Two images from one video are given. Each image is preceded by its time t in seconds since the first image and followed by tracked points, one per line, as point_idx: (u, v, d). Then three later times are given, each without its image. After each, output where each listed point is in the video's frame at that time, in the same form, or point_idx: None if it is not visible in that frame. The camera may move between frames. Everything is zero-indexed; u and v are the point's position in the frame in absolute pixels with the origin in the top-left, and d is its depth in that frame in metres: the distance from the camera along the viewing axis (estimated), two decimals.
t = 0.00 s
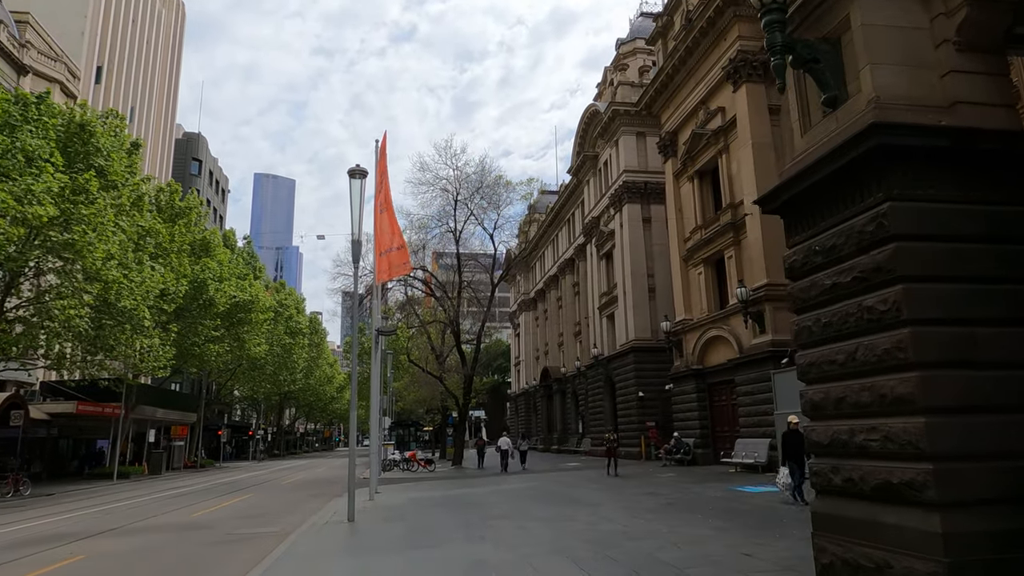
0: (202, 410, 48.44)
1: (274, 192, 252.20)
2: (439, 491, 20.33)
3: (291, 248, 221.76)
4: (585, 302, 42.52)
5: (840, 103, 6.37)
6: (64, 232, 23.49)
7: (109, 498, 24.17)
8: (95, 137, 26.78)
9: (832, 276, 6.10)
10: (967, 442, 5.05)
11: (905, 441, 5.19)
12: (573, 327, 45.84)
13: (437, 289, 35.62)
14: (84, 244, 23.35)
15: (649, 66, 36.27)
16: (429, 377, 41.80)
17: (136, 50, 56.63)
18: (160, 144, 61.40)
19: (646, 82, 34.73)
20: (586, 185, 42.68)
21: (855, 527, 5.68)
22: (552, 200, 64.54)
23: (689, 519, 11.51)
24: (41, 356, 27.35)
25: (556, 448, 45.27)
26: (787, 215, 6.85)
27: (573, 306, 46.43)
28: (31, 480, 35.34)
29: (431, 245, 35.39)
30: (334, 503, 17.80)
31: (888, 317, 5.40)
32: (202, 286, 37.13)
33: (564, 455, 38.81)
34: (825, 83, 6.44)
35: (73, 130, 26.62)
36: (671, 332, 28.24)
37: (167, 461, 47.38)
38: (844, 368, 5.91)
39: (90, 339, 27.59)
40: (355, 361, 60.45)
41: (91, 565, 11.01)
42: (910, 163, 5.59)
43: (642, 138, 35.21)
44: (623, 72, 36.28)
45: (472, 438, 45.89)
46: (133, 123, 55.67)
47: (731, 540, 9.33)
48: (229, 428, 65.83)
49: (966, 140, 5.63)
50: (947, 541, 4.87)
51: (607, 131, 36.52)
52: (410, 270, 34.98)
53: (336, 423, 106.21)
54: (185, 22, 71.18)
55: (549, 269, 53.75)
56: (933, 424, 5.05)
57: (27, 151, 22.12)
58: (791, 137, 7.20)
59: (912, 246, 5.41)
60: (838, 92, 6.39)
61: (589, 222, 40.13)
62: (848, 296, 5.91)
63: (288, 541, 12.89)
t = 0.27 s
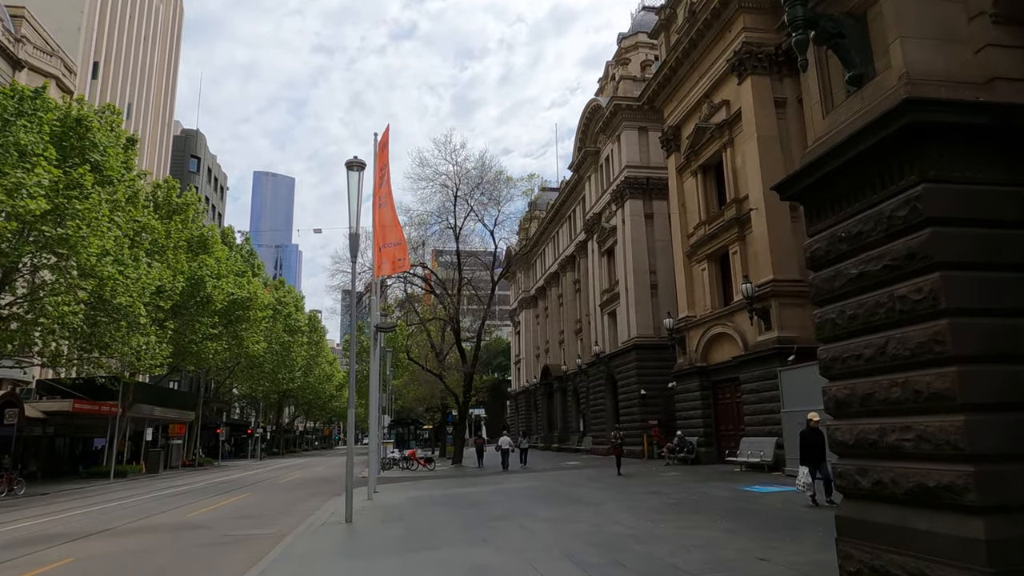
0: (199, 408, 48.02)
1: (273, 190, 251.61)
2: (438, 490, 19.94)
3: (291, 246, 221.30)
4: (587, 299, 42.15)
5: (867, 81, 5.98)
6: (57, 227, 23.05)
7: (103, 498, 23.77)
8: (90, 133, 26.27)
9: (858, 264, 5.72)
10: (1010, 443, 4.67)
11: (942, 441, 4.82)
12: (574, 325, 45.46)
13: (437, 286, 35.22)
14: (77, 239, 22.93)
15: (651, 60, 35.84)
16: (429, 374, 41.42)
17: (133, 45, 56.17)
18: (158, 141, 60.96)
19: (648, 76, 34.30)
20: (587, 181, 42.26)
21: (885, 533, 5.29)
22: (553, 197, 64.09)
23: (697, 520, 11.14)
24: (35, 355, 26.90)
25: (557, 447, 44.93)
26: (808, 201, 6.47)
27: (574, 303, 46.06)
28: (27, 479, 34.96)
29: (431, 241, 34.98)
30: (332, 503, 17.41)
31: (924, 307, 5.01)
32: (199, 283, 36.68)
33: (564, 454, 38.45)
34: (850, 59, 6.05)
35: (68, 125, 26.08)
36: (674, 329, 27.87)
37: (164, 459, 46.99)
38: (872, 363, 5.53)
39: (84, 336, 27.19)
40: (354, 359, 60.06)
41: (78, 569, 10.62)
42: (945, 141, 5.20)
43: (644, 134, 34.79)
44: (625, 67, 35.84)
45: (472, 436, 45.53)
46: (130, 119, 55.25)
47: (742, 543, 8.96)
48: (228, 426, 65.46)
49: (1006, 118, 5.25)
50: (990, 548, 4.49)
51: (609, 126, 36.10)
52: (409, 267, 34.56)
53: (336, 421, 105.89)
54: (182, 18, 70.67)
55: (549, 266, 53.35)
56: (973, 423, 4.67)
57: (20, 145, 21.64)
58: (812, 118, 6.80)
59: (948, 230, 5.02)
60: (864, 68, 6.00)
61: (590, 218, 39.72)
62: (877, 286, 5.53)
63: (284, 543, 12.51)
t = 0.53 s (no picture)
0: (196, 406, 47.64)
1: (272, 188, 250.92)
2: (437, 490, 19.58)
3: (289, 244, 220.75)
4: (587, 296, 41.80)
5: (890, 57, 5.63)
6: (49, 222, 22.65)
7: (97, 497, 23.42)
8: (85, 128, 25.86)
9: (882, 251, 5.37)
10: None
11: (976, 439, 4.47)
12: (574, 323, 45.11)
13: (435, 283, 34.85)
14: (70, 235, 22.54)
15: (651, 55, 35.47)
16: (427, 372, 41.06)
17: (129, 41, 55.70)
18: (155, 137, 60.53)
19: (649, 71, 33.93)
20: (587, 178, 41.89)
21: (911, 538, 4.95)
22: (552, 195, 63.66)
23: (702, 521, 10.80)
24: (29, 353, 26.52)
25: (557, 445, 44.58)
26: (826, 186, 6.12)
27: (574, 301, 45.72)
28: (22, 478, 34.60)
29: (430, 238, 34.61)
30: (328, 503, 17.05)
31: (956, 295, 4.66)
32: (196, 280, 36.30)
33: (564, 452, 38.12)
34: (873, 34, 5.69)
35: (63, 119, 25.66)
36: (675, 326, 27.53)
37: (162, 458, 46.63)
38: (897, 356, 5.18)
39: (78, 333, 26.80)
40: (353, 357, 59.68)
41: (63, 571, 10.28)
42: (977, 118, 4.85)
43: (645, 129, 34.42)
44: (626, 62, 35.45)
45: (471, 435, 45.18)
46: (127, 116, 54.81)
47: (751, 546, 8.62)
48: (226, 425, 65.07)
49: None
50: None
51: (609, 121, 35.72)
52: (408, 264, 34.18)
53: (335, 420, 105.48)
54: (179, 14, 70.17)
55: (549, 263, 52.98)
56: (1010, 420, 4.32)
57: (11, 138, 21.28)
58: (830, 99, 6.45)
59: (982, 212, 4.67)
60: (887, 43, 5.64)
61: (590, 215, 39.35)
62: (903, 273, 5.19)
63: (277, 544, 12.16)
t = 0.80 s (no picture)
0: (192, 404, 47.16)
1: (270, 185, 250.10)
2: (433, 490, 19.16)
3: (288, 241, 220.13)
4: (586, 293, 41.42)
5: (916, 27, 5.24)
6: (38, 216, 22.18)
7: (89, 496, 23.01)
8: (76, 121, 25.40)
9: (908, 235, 4.99)
10: None
11: (1014, 437, 4.09)
12: (573, 319, 44.73)
13: (433, 279, 34.42)
14: (59, 229, 22.07)
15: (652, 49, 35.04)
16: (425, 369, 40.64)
17: (124, 36, 55.12)
18: (151, 133, 59.99)
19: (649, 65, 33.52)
20: (586, 173, 41.48)
21: (940, 545, 4.57)
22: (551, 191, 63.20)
23: (707, 522, 10.43)
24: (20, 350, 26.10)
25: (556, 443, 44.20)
26: (845, 168, 5.75)
27: (573, 298, 45.34)
28: (14, 476, 34.16)
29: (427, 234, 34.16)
30: (322, 502, 16.66)
31: (992, 280, 4.29)
32: (191, 277, 35.87)
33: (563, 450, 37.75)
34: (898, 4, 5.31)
35: (54, 112, 25.20)
36: (675, 322, 27.19)
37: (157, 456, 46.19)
38: (924, 347, 4.81)
39: (70, 330, 26.35)
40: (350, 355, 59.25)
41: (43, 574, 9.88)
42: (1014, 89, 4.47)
43: (645, 124, 34.01)
44: (626, 55, 35.03)
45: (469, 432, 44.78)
46: (121, 111, 54.25)
47: (758, 548, 8.25)
48: (222, 422, 64.64)
49: None
50: None
51: (609, 116, 35.30)
52: (405, 259, 33.74)
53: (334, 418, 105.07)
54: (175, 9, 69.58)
55: (548, 260, 52.60)
56: None
57: None
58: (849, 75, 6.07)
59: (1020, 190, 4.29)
60: (914, 12, 5.25)
61: (590, 211, 38.96)
62: (931, 259, 4.82)
63: (268, 545, 11.77)
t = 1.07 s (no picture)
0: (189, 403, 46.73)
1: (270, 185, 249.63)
2: (432, 491, 18.76)
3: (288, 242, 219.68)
4: (587, 292, 41.01)
5: None
6: (30, 212, 21.81)
7: (81, 497, 22.59)
8: (70, 116, 25.04)
9: (942, 217, 4.61)
10: None
11: None
12: (574, 319, 44.33)
13: (431, 278, 34.02)
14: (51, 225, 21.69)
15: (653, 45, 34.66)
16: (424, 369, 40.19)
17: (122, 33, 54.78)
18: (148, 132, 59.59)
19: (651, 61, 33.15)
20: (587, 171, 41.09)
21: (983, 554, 4.16)
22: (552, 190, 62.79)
23: (714, 525, 10.03)
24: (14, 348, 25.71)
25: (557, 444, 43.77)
26: (870, 148, 5.36)
27: (574, 297, 44.94)
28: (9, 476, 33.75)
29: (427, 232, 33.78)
30: (318, 504, 16.26)
31: None
32: (187, 275, 35.46)
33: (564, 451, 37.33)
34: None
35: (48, 108, 24.84)
36: (678, 321, 26.80)
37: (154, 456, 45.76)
38: (961, 339, 4.42)
39: (63, 328, 25.96)
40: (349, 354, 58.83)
41: None
42: None
43: (647, 120, 33.62)
44: (627, 51, 34.66)
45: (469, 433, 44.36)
46: (118, 108, 53.86)
47: (770, 554, 7.85)
48: (221, 422, 64.18)
49: None
50: None
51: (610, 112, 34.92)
52: (403, 257, 33.36)
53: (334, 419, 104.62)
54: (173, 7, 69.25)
55: (548, 259, 52.23)
56: None
57: None
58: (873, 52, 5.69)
59: None
60: None
61: (590, 209, 38.57)
62: (968, 243, 4.44)
63: (260, 549, 11.40)
